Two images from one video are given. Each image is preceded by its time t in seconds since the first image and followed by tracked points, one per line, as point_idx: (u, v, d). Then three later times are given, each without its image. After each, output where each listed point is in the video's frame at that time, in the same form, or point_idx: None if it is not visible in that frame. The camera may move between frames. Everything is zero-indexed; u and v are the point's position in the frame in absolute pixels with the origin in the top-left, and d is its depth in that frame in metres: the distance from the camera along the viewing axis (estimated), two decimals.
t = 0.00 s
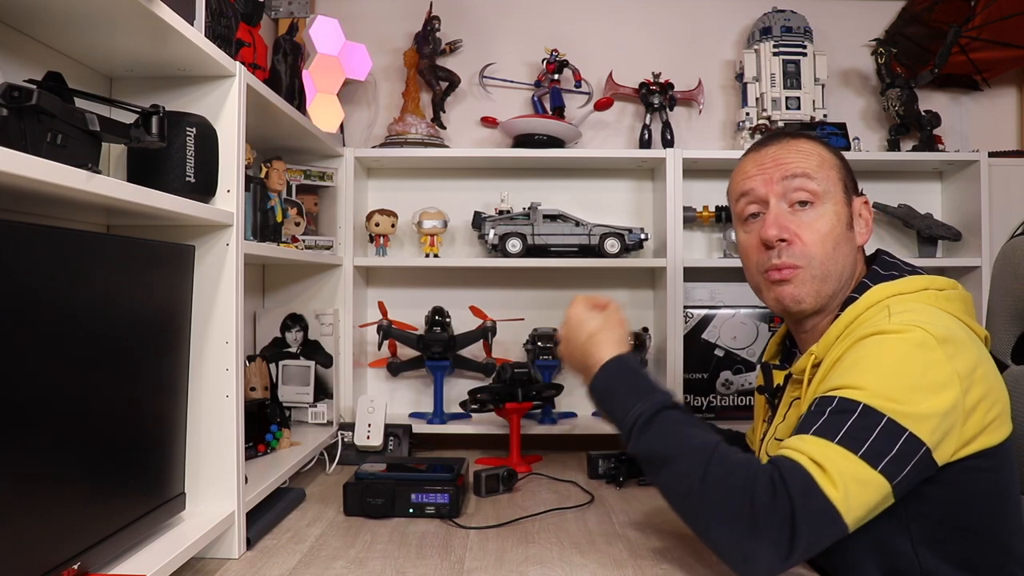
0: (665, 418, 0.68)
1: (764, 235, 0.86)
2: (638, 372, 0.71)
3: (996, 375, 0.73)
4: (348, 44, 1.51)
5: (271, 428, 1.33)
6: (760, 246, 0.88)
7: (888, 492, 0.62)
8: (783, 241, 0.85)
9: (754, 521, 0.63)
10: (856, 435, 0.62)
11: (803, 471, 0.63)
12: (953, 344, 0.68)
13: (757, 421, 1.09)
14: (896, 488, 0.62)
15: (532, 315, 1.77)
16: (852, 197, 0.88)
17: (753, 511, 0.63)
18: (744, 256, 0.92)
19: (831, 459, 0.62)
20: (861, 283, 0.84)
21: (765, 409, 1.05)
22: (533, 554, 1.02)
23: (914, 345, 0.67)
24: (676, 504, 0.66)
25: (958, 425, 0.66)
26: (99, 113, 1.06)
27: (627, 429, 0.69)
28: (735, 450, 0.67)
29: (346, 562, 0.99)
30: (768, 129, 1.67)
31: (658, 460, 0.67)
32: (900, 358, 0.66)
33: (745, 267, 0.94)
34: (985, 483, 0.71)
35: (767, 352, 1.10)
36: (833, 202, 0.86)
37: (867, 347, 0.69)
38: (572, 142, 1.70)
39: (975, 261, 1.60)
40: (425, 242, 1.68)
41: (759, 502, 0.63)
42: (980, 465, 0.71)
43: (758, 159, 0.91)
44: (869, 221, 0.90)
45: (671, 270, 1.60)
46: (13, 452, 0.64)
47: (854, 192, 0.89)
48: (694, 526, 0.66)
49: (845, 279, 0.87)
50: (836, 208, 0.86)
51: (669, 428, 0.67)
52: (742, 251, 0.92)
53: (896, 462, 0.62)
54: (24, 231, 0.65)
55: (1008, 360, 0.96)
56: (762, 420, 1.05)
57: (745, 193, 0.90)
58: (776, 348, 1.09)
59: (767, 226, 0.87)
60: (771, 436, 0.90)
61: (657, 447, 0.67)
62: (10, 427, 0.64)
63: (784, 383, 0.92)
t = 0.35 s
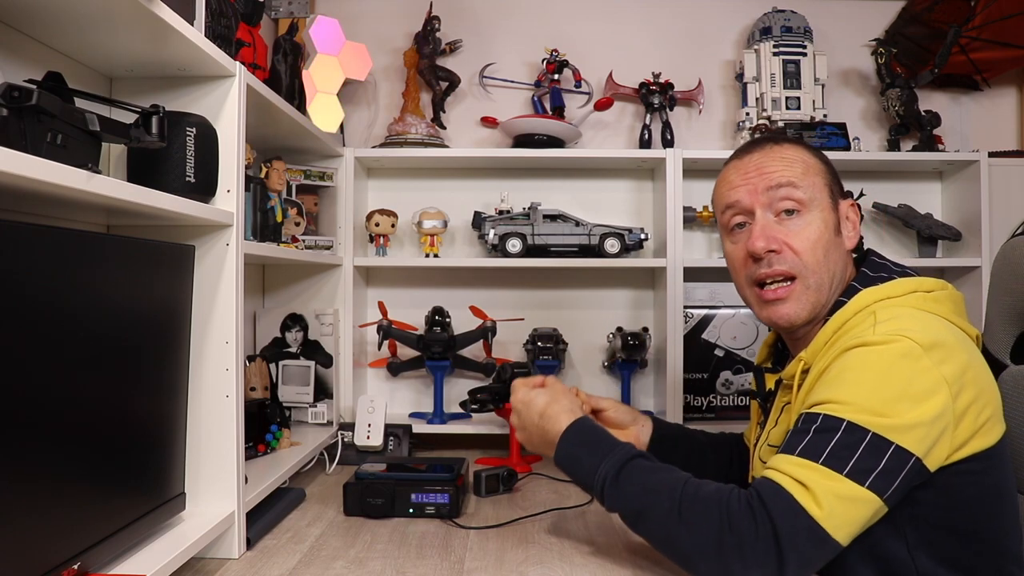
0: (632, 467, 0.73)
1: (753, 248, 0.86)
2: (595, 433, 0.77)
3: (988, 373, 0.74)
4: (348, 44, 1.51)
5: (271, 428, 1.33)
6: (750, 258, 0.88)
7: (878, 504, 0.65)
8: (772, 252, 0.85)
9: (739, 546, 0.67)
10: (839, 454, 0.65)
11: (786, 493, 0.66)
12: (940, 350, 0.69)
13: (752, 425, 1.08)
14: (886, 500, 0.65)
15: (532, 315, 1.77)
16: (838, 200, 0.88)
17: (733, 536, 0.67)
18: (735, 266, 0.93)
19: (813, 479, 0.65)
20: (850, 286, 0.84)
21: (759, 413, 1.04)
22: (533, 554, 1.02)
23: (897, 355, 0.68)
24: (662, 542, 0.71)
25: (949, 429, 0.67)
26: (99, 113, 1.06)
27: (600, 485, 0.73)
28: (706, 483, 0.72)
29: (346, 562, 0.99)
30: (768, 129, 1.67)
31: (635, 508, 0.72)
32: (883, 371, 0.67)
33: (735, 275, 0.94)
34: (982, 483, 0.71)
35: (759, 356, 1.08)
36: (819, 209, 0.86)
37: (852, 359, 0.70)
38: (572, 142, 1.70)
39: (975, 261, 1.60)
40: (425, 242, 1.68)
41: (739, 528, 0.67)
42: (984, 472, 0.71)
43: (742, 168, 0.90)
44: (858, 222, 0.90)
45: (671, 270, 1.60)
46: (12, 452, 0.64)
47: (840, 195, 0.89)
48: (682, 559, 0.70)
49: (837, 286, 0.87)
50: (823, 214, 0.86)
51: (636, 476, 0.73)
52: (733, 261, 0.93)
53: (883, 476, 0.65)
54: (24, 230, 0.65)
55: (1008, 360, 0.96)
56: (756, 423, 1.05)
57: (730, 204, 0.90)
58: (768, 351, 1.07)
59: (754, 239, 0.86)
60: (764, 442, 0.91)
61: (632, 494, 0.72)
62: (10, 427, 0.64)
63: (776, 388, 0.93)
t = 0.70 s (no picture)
0: (625, 476, 0.77)
1: (749, 250, 0.86)
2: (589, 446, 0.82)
3: (983, 368, 0.74)
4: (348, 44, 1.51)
5: (271, 428, 1.32)
6: (746, 260, 0.88)
7: (874, 501, 0.65)
8: (768, 254, 0.85)
9: (732, 548, 0.68)
10: (833, 453, 0.66)
11: (779, 494, 0.67)
12: (932, 346, 0.69)
13: (748, 424, 1.07)
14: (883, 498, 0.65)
15: (531, 316, 1.77)
16: (833, 201, 0.88)
17: (725, 537, 0.69)
18: (730, 268, 0.93)
19: (806, 479, 0.65)
20: (845, 283, 0.84)
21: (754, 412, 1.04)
22: (533, 554, 1.01)
23: (889, 352, 0.68)
24: (658, 548, 0.73)
25: (942, 426, 0.68)
26: (99, 113, 1.06)
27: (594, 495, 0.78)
28: (699, 489, 0.75)
29: (346, 562, 0.99)
30: (769, 129, 1.67)
31: (629, 516, 0.75)
32: (874, 367, 0.68)
33: (730, 277, 0.94)
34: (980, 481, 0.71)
35: (754, 355, 1.08)
36: (815, 210, 0.86)
37: (843, 356, 0.71)
38: (572, 142, 1.70)
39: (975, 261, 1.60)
40: (425, 242, 1.68)
41: (731, 530, 0.69)
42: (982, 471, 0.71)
43: (736, 169, 0.90)
44: (852, 222, 0.90)
45: (671, 269, 1.60)
46: (12, 452, 0.64)
47: (835, 196, 0.89)
48: (678, 563, 0.72)
49: (834, 286, 0.87)
50: (818, 215, 0.86)
51: (629, 484, 0.76)
52: (729, 263, 0.93)
53: (879, 474, 0.65)
54: (23, 230, 0.65)
55: (1012, 360, 0.97)
56: (750, 422, 1.04)
57: (726, 206, 0.90)
58: (763, 351, 1.07)
59: (751, 241, 0.86)
60: (759, 441, 0.91)
61: (626, 502, 0.75)
62: (10, 426, 0.64)
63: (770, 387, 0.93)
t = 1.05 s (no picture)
0: (631, 474, 0.77)
1: (759, 249, 0.86)
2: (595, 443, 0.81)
3: (988, 370, 0.74)
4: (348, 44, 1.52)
5: (271, 428, 1.32)
6: (754, 258, 0.88)
7: (878, 501, 0.65)
8: (777, 253, 0.85)
9: (736, 547, 0.68)
10: (837, 454, 0.66)
11: (783, 493, 0.67)
12: (937, 346, 0.69)
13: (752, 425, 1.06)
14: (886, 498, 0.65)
15: (532, 315, 1.77)
16: (846, 202, 0.88)
17: (729, 536, 0.69)
18: (739, 265, 0.92)
19: (810, 480, 0.65)
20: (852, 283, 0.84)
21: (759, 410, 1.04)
22: (533, 554, 1.01)
23: (894, 353, 0.68)
24: (662, 545, 0.74)
25: (947, 427, 0.68)
26: (99, 113, 1.06)
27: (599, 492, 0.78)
28: (704, 487, 0.75)
29: (346, 562, 0.99)
30: (768, 129, 1.67)
31: (633, 513, 0.75)
32: (879, 368, 0.67)
33: (738, 275, 0.94)
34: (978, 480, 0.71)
35: (760, 354, 1.08)
36: (826, 211, 0.86)
37: (848, 357, 0.70)
38: (572, 142, 1.70)
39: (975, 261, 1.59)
40: (425, 242, 1.68)
41: (734, 529, 0.69)
42: (983, 471, 0.71)
43: (750, 166, 0.89)
44: (863, 223, 0.90)
45: (672, 269, 1.60)
46: (11, 453, 0.64)
47: (848, 197, 0.89)
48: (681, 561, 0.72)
49: (841, 289, 0.87)
50: (829, 216, 0.86)
51: (635, 482, 0.77)
52: (737, 260, 0.93)
53: (882, 474, 0.65)
54: (23, 230, 0.65)
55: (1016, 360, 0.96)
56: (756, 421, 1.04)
57: (738, 204, 0.89)
58: (769, 349, 1.07)
59: (760, 240, 0.86)
60: (763, 440, 0.90)
61: (631, 499, 0.76)
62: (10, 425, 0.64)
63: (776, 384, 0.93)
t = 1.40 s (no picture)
0: (621, 365, 0.71)
1: (772, 236, 0.86)
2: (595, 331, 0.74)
3: (1004, 376, 0.73)
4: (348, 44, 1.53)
5: (271, 428, 1.32)
6: (767, 245, 0.88)
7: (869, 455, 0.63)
8: (790, 242, 0.86)
9: (714, 449, 0.64)
10: (839, 397, 0.65)
11: (780, 417, 0.66)
12: (955, 336, 0.69)
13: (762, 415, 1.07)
14: (875, 458, 0.64)
15: (532, 316, 1.77)
16: (868, 199, 0.87)
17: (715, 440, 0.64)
18: (753, 251, 0.93)
19: (810, 408, 0.65)
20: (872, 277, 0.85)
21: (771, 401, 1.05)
22: (533, 554, 1.02)
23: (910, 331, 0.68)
24: (637, 437, 0.67)
25: (951, 416, 0.67)
26: (99, 113, 1.06)
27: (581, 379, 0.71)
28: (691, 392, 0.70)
29: (346, 562, 0.99)
30: (768, 129, 1.67)
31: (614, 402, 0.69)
32: (894, 341, 0.67)
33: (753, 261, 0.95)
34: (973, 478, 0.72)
35: (776, 344, 1.09)
36: (846, 205, 0.85)
37: (866, 329, 0.71)
38: (572, 142, 1.70)
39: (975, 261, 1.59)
40: (425, 242, 1.68)
41: (723, 430, 0.65)
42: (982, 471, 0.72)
43: (774, 156, 0.89)
44: (886, 223, 0.90)
45: (672, 269, 1.60)
46: (11, 452, 0.64)
47: (872, 195, 0.88)
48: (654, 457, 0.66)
49: (853, 283, 0.88)
50: (848, 212, 0.85)
51: (623, 373, 0.70)
52: (752, 246, 0.93)
53: (877, 429, 0.64)
54: (24, 230, 0.65)
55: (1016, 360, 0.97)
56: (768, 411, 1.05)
57: (758, 191, 0.90)
58: (785, 341, 1.08)
59: (775, 226, 0.86)
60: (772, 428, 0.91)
61: (614, 385, 0.69)
62: (9, 424, 0.64)
63: (789, 378, 0.94)
